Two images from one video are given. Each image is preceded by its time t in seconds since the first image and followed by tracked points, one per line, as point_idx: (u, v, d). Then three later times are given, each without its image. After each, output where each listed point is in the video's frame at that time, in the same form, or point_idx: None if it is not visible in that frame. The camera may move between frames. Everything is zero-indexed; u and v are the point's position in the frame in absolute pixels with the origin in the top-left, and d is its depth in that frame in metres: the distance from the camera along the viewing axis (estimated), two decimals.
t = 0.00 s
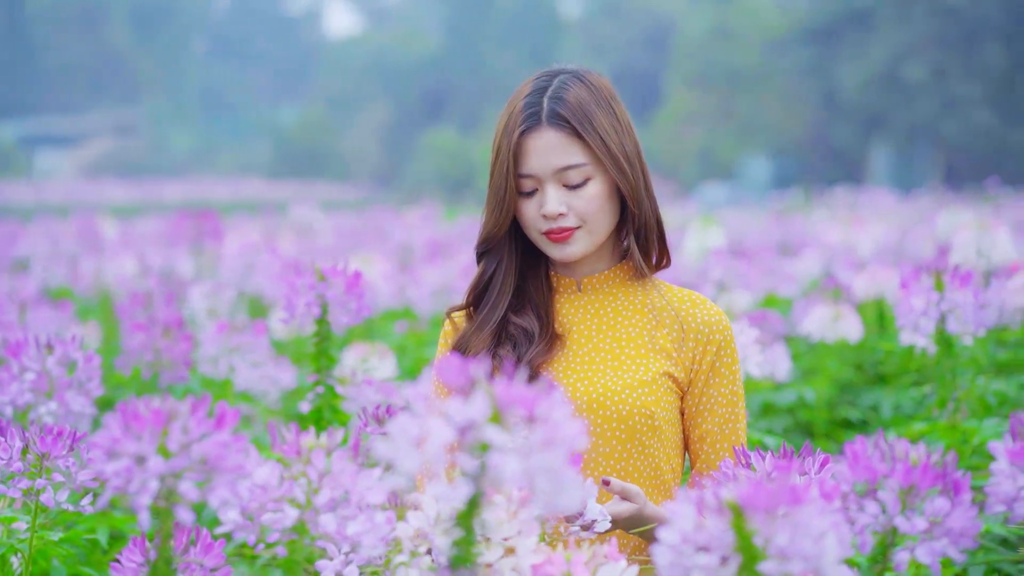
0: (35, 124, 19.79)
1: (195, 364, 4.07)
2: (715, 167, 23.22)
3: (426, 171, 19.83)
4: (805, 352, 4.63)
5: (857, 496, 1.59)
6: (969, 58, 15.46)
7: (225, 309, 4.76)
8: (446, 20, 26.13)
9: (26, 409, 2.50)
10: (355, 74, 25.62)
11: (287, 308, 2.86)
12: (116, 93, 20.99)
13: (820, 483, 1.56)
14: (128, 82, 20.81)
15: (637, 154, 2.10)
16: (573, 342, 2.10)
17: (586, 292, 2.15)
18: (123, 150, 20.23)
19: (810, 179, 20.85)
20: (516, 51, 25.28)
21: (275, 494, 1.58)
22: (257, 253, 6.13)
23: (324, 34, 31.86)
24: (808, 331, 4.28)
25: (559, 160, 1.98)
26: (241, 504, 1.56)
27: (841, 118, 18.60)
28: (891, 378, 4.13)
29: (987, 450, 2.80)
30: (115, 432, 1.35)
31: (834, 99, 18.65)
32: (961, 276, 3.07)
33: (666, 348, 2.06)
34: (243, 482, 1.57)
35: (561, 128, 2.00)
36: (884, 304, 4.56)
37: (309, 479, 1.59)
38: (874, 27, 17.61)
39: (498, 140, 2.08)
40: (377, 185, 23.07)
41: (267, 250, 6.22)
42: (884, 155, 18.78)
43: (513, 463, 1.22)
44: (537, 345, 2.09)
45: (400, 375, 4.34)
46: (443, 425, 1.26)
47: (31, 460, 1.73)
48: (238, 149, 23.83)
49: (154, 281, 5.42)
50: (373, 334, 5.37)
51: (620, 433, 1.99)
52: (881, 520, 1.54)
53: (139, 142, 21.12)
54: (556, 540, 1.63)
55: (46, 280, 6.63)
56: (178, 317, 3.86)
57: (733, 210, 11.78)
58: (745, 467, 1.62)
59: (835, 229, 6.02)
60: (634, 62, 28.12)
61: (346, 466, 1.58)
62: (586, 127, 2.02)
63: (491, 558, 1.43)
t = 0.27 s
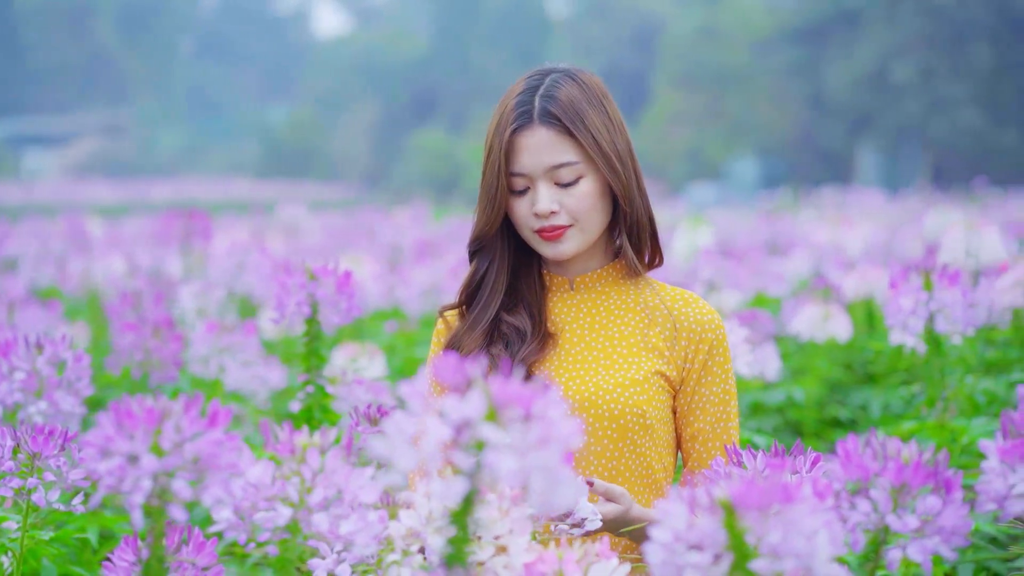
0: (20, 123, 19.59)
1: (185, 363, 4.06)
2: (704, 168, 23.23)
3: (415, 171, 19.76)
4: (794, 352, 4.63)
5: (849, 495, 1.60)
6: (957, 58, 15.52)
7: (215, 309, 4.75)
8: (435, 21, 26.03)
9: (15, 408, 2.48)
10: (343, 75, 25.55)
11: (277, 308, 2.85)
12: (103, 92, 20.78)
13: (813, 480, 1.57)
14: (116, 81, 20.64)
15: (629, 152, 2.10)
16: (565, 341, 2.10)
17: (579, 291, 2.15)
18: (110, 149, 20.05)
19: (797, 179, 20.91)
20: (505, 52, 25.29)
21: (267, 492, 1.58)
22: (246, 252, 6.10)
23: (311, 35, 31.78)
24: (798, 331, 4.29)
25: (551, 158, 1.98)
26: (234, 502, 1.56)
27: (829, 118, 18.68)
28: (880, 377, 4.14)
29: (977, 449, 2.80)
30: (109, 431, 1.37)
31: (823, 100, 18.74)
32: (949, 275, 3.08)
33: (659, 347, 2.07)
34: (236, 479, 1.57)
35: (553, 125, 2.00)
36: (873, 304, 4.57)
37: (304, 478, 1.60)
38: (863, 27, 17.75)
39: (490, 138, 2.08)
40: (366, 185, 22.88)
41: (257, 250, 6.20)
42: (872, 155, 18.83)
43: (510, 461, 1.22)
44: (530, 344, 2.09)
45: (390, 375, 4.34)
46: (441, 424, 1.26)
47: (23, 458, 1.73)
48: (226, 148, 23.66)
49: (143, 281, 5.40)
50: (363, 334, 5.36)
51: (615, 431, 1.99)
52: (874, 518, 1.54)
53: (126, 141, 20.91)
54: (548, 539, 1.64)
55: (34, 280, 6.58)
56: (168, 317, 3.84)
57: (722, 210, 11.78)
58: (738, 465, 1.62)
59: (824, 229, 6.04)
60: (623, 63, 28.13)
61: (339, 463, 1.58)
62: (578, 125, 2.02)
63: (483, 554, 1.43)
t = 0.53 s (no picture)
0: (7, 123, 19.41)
1: (174, 362, 4.03)
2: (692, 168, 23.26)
3: (404, 170, 19.70)
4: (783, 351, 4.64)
5: (840, 492, 1.61)
6: (944, 59, 15.59)
7: (204, 309, 4.72)
8: (424, 21, 26.00)
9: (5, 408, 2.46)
10: (331, 74, 25.49)
11: (267, 307, 2.83)
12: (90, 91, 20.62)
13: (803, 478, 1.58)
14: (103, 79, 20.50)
15: (619, 151, 2.11)
16: (556, 341, 2.11)
17: (570, 290, 2.15)
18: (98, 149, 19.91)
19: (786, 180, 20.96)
20: (493, 53, 25.26)
21: (259, 490, 1.59)
22: (235, 252, 6.08)
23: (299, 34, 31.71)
24: (787, 330, 4.31)
25: (540, 156, 1.98)
26: (225, 500, 1.57)
27: (817, 118, 18.77)
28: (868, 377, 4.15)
29: (965, 448, 2.82)
30: (98, 430, 1.37)
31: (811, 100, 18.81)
32: (938, 275, 3.08)
33: (650, 347, 2.07)
34: (228, 479, 1.58)
35: (542, 123, 2.00)
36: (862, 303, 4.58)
37: (294, 477, 1.60)
38: (851, 27, 17.88)
39: (479, 136, 2.08)
40: (353, 184, 22.57)
41: (246, 250, 6.18)
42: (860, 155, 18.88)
43: (501, 458, 1.22)
44: (520, 342, 2.09)
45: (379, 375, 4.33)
46: (433, 422, 1.25)
47: (12, 457, 1.72)
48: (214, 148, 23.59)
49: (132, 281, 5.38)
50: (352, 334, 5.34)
51: (605, 431, 1.99)
52: (863, 516, 1.55)
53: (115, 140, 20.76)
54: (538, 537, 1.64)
55: (22, 280, 6.55)
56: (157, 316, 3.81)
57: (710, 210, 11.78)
58: (727, 464, 1.63)
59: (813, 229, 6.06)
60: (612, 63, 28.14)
61: (331, 462, 1.60)
62: (567, 123, 2.02)
63: (475, 554, 1.44)
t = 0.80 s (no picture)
0: None
1: (163, 362, 4.02)
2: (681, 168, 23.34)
3: (392, 170, 19.70)
4: (772, 350, 4.66)
5: (827, 488, 1.63)
6: (932, 59, 15.66)
7: (194, 308, 4.71)
8: (412, 19, 25.96)
9: None
10: (318, 75, 25.73)
11: (256, 307, 2.82)
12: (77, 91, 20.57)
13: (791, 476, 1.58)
14: (91, 80, 20.46)
15: (607, 149, 2.11)
16: (546, 339, 2.11)
17: (561, 288, 2.15)
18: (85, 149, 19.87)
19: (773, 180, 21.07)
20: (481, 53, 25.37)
21: (248, 490, 1.61)
22: (224, 251, 6.07)
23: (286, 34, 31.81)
24: (775, 329, 4.33)
25: (527, 154, 1.98)
26: (216, 500, 1.60)
27: (804, 119, 18.93)
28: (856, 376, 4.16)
29: (954, 445, 2.83)
30: (89, 427, 1.42)
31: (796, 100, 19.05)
32: (927, 273, 3.10)
33: (638, 346, 2.07)
34: (216, 477, 1.61)
35: (528, 120, 2.01)
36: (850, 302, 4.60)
37: (284, 475, 1.63)
38: (838, 27, 18.04)
39: (468, 134, 2.08)
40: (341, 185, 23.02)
41: (234, 250, 6.17)
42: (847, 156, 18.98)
43: (487, 455, 1.22)
44: (510, 342, 2.10)
45: (369, 374, 4.33)
46: (420, 419, 1.25)
47: None
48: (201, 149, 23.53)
49: (120, 281, 5.37)
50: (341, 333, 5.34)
51: (591, 429, 2.00)
52: (852, 513, 1.56)
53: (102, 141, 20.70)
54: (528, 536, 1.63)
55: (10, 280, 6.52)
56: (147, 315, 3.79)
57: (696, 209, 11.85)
58: (714, 461, 1.63)
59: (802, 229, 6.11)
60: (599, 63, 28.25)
61: (319, 462, 1.62)
62: (554, 120, 2.02)
63: (465, 551, 1.44)
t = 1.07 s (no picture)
0: None
1: (151, 361, 4.01)
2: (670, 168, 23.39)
3: (382, 170, 19.67)
4: (761, 349, 4.67)
5: (815, 486, 1.63)
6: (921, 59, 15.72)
7: (182, 307, 4.70)
8: (400, 19, 25.91)
9: None
10: (308, 75, 25.76)
11: (244, 306, 2.81)
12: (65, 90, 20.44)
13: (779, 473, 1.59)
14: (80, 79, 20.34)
15: (595, 146, 2.11)
16: (534, 338, 2.12)
17: (550, 287, 2.16)
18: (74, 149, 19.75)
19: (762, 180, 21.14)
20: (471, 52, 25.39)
21: (238, 487, 1.61)
22: (213, 249, 6.05)
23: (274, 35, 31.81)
24: (764, 327, 4.35)
25: (512, 150, 1.99)
26: (206, 497, 1.61)
27: (793, 119, 19.01)
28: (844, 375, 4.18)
29: (941, 443, 2.84)
30: (78, 424, 1.43)
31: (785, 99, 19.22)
32: (915, 272, 3.14)
33: (625, 343, 2.06)
34: (205, 474, 1.61)
35: (514, 116, 2.01)
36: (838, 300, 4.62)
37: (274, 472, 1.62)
38: (826, 26, 18.13)
39: (455, 132, 2.09)
40: (331, 185, 23.00)
41: (223, 249, 6.15)
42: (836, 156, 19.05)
43: (474, 452, 1.22)
44: (498, 340, 2.10)
45: (358, 373, 4.33)
46: (409, 416, 1.26)
47: None
48: (191, 149, 23.41)
49: (108, 280, 5.35)
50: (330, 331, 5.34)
51: (577, 427, 1.99)
52: (839, 510, 1.58)
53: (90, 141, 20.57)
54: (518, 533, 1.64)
55: None
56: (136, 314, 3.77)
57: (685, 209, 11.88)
58: (702, 458, 1.64)
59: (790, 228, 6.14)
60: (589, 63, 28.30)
61: (310, 458, 1.62)
62: (539, 116, 2.02)
63: (452, 550, 1.44)
